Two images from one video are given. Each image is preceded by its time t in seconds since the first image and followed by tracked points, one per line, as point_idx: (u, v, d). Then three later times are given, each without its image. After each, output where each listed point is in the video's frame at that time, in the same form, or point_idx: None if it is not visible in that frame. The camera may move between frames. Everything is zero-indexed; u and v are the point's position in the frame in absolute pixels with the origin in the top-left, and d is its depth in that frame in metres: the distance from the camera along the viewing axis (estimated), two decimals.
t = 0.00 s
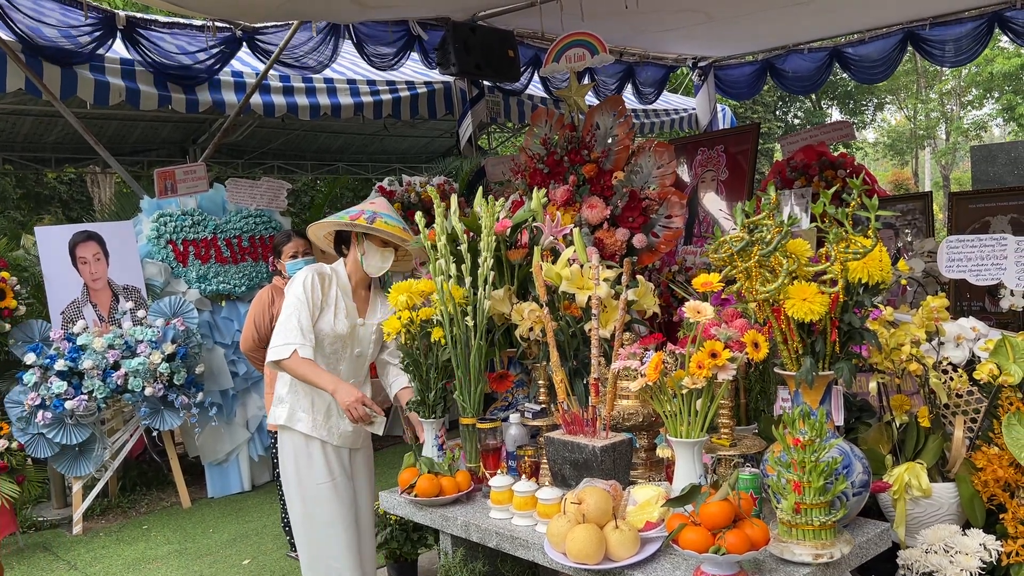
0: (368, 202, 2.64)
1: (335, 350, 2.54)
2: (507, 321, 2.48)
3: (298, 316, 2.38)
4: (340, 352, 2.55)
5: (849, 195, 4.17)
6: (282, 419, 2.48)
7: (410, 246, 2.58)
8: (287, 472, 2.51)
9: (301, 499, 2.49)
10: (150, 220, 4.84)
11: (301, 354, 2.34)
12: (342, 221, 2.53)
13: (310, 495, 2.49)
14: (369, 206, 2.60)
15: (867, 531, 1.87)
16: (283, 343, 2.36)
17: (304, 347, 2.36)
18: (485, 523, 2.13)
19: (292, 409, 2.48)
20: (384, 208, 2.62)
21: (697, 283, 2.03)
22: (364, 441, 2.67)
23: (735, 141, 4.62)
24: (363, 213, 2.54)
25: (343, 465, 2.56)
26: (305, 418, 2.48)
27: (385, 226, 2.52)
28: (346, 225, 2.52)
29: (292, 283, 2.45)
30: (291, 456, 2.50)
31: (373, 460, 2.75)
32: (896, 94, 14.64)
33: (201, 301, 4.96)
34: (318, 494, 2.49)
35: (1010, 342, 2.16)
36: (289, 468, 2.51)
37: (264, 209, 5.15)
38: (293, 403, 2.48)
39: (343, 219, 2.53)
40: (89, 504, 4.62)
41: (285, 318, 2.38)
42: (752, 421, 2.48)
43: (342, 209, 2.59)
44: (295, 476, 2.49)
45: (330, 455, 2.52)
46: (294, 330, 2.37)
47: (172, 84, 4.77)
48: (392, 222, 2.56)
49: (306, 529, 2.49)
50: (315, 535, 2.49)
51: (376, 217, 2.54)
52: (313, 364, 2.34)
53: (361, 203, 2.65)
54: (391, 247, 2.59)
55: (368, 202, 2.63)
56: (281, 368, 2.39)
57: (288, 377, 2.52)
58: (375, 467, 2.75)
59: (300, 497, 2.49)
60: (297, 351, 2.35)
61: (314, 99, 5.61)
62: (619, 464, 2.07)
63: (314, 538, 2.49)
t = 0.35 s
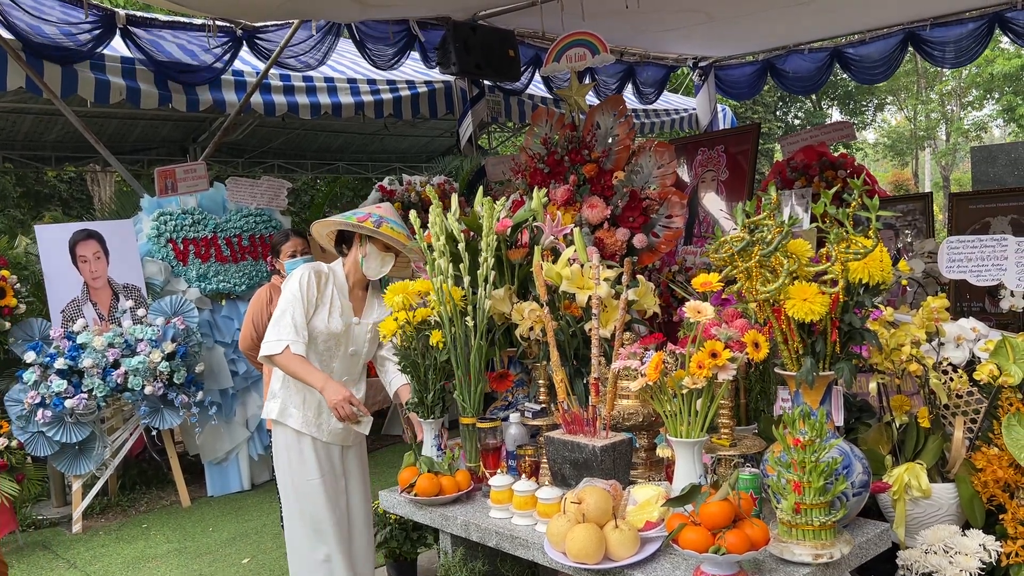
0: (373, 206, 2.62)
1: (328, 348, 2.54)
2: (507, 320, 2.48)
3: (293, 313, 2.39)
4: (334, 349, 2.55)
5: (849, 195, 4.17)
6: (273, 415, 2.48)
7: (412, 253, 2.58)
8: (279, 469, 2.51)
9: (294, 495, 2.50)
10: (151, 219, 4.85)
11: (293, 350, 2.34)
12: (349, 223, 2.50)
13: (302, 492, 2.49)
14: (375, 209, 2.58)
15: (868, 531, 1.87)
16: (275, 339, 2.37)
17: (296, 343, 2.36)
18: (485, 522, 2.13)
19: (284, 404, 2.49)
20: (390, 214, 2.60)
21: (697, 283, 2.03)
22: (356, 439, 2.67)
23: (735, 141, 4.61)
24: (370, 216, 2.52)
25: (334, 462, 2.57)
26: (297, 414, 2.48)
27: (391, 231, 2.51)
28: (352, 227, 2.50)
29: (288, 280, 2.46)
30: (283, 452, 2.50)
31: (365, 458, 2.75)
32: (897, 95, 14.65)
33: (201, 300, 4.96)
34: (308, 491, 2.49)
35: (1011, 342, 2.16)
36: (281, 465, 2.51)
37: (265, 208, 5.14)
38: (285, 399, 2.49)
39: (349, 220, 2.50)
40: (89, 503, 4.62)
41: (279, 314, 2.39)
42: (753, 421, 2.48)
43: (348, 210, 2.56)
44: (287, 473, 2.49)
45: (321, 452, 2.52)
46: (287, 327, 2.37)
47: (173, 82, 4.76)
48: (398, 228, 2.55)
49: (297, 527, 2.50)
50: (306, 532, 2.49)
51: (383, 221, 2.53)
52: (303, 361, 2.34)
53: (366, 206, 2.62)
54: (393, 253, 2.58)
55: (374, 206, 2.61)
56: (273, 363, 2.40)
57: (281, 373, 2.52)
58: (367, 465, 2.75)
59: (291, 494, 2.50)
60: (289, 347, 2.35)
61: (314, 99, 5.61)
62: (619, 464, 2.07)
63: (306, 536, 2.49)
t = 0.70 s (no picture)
0: (369, 206, 2.61)
1: (328, 347, 2.53)
2: (507, 319, 2.48)
3: (294, 312, 2.38)
4: (333, 348, 2.54)
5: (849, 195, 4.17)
6: (272, 413, 2.48)
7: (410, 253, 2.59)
8: (281, 470, 2.50)
9: (297, 496, 2.49)
10: (150, 217, 4.84)
11: (294, 349, 2.35)
12: (350, 223, 2.49)
13: (306, 491, 2.49)
14: (373, 209, 2.58)
15: (867, 531, 1.86)
16: (276, 338, 2.36)
17: (297, 343, 2.35)
18: (485, 521, 2.13)
19: (283, 402, 2.49)
20: (387, 213, 2.60)
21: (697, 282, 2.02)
22: (352, 437, 2.67)
23: (735, 140, 4.61)
24: (370, 216, 2.52)
25: (334, 460, 2.58)
26: (296, 412, 2.48)
27: (391, 232, 2.52)
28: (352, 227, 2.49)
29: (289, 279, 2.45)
30: (284, 453, 2.49)
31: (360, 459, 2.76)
32: (896, 95, 14.67)
33: (200, 299, 4.95)
34: (311, 489, 2.49)
35: (1010, 342, 2.16)
36: (281, 465, 2.50)
37: (264, 206, 5.14)
38: (284, 396, 2.49)
39: (350, 221, 2.49)
40: (87, 501, 4.61)
41: (279, 314, 2.38)
42: (753, 421, 2.48)
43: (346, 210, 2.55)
44: (290, 473, 2.48)
45: (321, 449, 2.53)
46: (288, 326, 2.36)
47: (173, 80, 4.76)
48: (397, 228, 2.56)
49: (299, 526, 2.48)
50: (308, 531, 2.48)
51: (382, 221, 2.53)
52: (304, 361, 2.34)
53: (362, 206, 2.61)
54: (390, 253, 2.60)
55: (372, 206, 2.61)
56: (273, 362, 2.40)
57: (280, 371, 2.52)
58: (361, 465, 2.76)
59: (293, 494, 2.49)
60: (290, 347, 2.35)
61: (314, 97, 5.60)
62: (619, 463, 2.06)
63: (308, 536, 2.48)
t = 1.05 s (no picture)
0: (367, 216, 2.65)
1: (330, 347, 2.54)
2: (506, 318, 2.48)
3: (302, 309, 2.38)
4: (334, 349, 2.55)
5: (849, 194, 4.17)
6: (272, 408, 2.51)
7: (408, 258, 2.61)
8: (287, 465, 2.51)
9: (305, 490, 2.51)
10: (150, 215, 4.84)
11: (302, 345, 2.35)
12: (348, 229, 2.51)
13: (314, 485, 2.52)
14: (369, 217, 2.61)
15: (865, 530, 1.86)
16: (284, 333, 2.36)
17: (305, 340, 2.36)
18: (484, 519, 2.13)
19: (283, 398, 2.52)
20: (384, 220, 2.64)
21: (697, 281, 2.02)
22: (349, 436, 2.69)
23: (735, 139, 4.60)
24: (367, 222, 2.55)
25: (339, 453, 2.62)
26: (296, 408, 2.51)
27: (388, 236, 2.54)
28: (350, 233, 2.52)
29: (299, 277, 2.45)
30: (290, 448, 2.51)
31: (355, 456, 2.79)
32: (897, 94, 14.67)
33: (200, 296, 4.95)
34: (323, 478, 2.53)
35: (1009, 342, 2.16)
36: (287, 459, 2.51)
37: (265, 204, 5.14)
38: (284, 392, 2.52)
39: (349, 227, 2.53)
40: (86, 499, 4.62)
41: (288, 310, 2.38)
42: (751, 420, 2.48)
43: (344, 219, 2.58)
44: (297, 467, 2.50)
45: (327, 442, 2.56)
46: (297, 322, 2.36)
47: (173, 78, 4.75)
48: (394, 233, 2.58)
49: (313, 515, 2.51)
50: (321, 520, 2.51)
51: (379, 227, 2.57)
52: (308, 358, 2.35)
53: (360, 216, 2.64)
54: (390, 258, 2.61)
55: (369, 215, 2.64)
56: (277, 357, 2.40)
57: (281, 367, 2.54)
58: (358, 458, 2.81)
59: (304, 485, 2.51)
60: (298, 343, 2.35)
61: (314, 96, 5.60)
62: (618, 462, 2.06)
63: (321, 524, 2.51)
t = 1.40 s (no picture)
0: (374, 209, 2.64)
1: (340, 341, 2.56)
2: (507, 312, 2.48)
3: (317, 304, 2.40)
4: (343, 343, 2.57)
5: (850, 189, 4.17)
6: (283, 400, 2.51)
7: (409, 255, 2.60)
8: (291, 462, 2.52)
9: (309, 487, 2.53)
10: (150, 208, 4.84)
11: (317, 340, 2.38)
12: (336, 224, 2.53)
13: (319, 481, 2.53)
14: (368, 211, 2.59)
15: (864, 524, 1.87)
16: (298, 327, 2.38)
17: (319, 335, 2.40)
18: (483, 512, 2.14)
19: (294, 390, 2.52)
20: (386, 214, 2.61)
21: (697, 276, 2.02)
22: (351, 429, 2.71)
23: (736, 134, 4.60)
24: (359, 217, 2.54)
25: (343, 449, 2.64)
26: (306, 400, 2.52)
27: (377, 230, 2.50)
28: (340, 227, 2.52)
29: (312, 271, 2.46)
30: (293, 441, 2.52)
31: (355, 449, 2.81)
32: (899, 89, 14.64)
33: (200, 289, 4.96)
34: (325, 472, 2.54)
35: (1009, 337, 2.16)
36: (290, 452, 2.52)
37: (265, 196, 5.12)
38: (294, 384, 2.52)
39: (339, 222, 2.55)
40: (86, 491, 4.62)
41: (302, 304, 2.40)
42: (751, 414, 2.49)
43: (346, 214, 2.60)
44: (302, 464, 2.51)
45: (330, 435, 2.58)
46: (312, 317, 2.39)
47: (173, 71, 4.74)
48: (387, 227, 2.53)
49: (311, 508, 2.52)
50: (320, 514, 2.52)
51: (371, 221, 2.53)
52: (322, 353, 2.38)
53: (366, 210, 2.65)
54: (391, 253, 2.59)
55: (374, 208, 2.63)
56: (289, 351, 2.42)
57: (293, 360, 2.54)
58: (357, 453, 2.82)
59: (304, 478, 2.52)
60: (312, 338, 2.38)
61: (314, 88, 5.59)
62: (618, 456, 2.06)
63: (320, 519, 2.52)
